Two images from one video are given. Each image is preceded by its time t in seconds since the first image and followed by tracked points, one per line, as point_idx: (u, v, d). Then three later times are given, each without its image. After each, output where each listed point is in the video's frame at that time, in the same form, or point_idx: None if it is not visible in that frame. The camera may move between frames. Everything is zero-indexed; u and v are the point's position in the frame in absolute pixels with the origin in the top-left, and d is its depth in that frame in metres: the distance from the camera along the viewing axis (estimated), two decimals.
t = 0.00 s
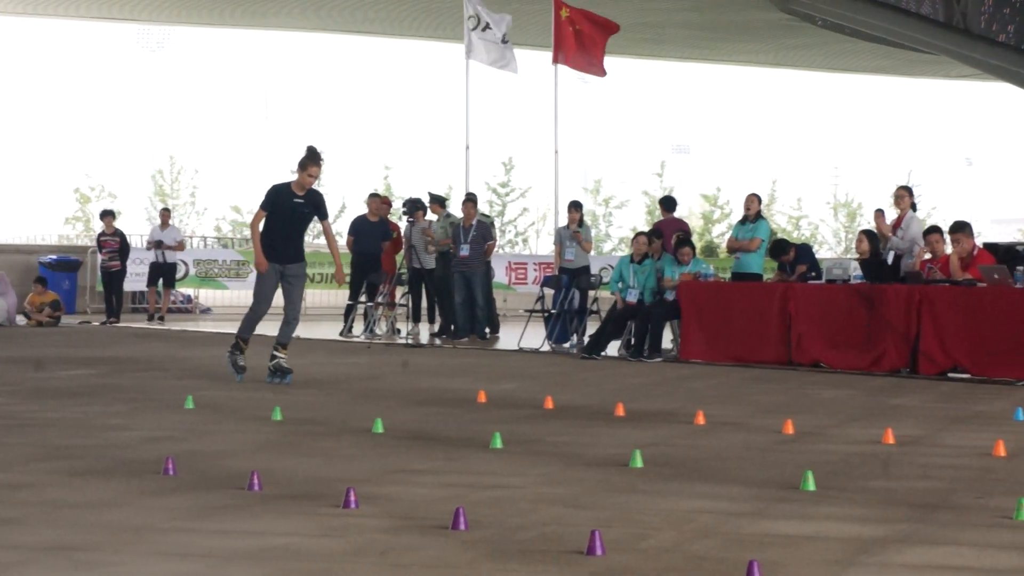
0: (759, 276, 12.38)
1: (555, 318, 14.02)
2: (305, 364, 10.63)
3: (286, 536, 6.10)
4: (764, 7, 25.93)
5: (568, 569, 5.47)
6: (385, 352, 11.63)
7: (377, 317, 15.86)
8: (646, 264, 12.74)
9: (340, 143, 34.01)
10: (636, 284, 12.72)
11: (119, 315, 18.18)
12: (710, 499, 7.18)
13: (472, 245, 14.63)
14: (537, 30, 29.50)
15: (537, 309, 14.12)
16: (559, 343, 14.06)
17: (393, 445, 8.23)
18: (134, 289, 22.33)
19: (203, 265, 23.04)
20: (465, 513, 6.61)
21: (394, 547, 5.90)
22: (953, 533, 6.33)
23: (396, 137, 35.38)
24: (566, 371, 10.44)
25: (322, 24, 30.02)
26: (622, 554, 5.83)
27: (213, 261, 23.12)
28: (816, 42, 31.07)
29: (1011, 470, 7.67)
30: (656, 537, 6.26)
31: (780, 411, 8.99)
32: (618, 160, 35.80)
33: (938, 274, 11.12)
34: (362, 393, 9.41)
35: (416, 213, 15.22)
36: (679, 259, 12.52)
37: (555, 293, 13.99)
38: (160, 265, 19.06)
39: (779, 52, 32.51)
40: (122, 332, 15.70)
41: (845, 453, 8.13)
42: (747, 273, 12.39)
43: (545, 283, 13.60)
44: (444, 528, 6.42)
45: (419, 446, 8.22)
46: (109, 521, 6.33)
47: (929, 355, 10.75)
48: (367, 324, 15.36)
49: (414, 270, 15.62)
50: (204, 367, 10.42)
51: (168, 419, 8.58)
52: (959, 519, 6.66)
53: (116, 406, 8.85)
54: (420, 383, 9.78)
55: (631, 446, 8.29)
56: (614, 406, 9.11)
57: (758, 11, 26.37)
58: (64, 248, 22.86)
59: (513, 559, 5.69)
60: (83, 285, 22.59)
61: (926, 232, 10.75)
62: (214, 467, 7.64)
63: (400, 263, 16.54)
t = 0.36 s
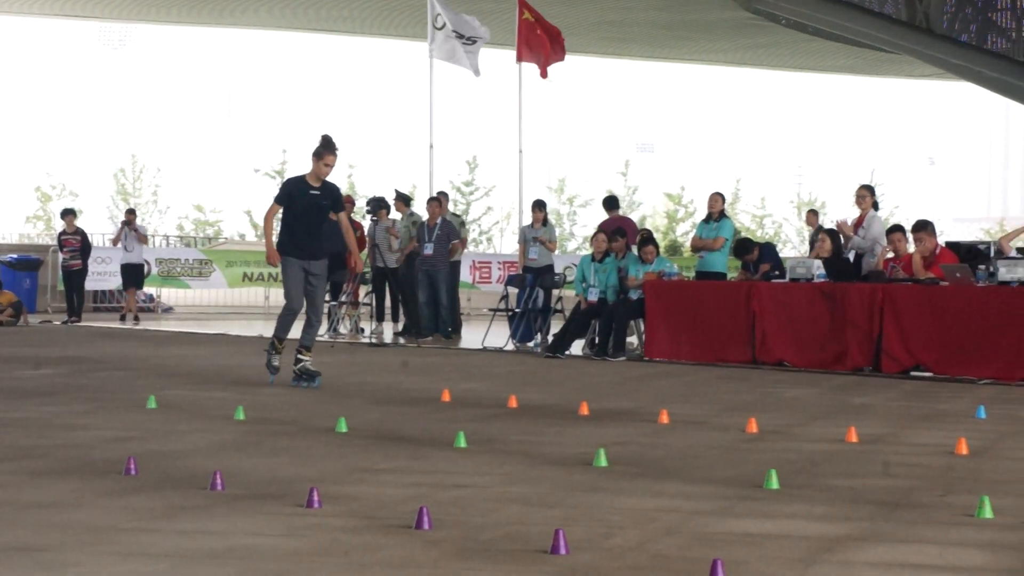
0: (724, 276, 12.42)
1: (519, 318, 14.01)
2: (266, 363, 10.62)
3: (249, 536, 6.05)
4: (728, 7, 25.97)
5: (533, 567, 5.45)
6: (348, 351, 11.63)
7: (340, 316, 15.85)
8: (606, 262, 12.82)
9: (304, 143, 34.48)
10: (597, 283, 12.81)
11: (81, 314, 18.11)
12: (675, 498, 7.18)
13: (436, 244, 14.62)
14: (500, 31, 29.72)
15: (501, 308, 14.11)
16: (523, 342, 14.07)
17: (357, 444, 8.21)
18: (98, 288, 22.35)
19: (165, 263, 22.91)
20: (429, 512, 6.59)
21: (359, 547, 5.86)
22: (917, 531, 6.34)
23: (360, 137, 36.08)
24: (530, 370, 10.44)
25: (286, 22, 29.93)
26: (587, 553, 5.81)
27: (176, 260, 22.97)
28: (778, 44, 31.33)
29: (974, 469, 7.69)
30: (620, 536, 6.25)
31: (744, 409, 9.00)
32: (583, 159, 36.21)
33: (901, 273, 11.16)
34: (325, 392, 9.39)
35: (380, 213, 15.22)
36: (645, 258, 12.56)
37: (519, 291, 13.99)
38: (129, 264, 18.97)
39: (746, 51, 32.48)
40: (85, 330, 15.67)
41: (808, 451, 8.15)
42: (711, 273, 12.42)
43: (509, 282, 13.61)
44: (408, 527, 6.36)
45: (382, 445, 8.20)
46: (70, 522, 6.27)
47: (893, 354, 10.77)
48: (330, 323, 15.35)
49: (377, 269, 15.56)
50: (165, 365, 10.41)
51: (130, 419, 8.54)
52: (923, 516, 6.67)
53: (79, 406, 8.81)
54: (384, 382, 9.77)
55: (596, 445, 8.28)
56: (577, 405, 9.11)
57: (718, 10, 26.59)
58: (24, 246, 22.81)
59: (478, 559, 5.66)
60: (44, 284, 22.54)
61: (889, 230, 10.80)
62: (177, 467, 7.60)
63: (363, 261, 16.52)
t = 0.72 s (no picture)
0: (656, 273, 12.57)
1: (452, 316, 13.96)
2: (197, 363, 10.60)
3: (181, 537, 5.81)
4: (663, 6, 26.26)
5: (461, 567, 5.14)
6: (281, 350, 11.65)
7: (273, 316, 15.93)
8: (540, 260, 12.75)
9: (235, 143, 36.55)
10: (530, 281, 12.72)
11: (10, 314, 18.05)
12: (607, 497, 7.03)
13: (370, 242, 14.72)
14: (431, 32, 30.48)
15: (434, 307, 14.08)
16: (456, 341, 14.01)
17: (289, 443, 8.16)
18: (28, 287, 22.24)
19: (96, 262, 22.76)
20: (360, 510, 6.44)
21: (292, 546, 5.61)
22: (852, 527, 6.12)
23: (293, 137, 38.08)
24: (462, 369, 10.46)
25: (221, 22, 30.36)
26: (519, 549, 5.64)
27: (106, 259, 22.82)
28: (705, 46, 32.23)
29: (904, 464, 7.69)
30: (553, 534, 6.02)
31: (678, 407, 9.03)
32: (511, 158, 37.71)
33: (833, 270, 11.23)
34: (256, 391, 9.36)
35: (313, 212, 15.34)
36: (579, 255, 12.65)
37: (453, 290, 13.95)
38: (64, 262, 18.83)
39: (686, 50, 32.88)
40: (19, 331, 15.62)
41: (741, 448, 8.16)
42: (644, 269, 12.57)
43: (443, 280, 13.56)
44: (340, 525, 6.17)
45: (314, 445, 8.14)
46: None
47: (824, 350, 10.87)
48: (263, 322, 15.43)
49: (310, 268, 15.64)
50: (94, 365, 10.38)
51: (60, 420, 8.46)
52: (857, 515, 6.43)
53: (8, 407, 8.71)
54: (316, 382, 9.76)
55: (528, 443, 8.26)
56: (511, 403, 9.11)
57: (652, 11, 27.01)
58: None
59: (409, 555, 5.50)
60: None
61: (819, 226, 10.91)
62: (107, 467, 7.50)
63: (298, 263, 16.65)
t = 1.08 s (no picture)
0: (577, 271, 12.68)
1: (374, 313, 14.15)
2: (115, 360, 10.55)
3: (91, 536, 5.43)
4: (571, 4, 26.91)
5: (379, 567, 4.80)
6: (202, 347, 11.65)
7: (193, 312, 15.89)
8: (460, 258, 12.75)
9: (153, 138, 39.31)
10: (451, 279, 12.70)
11: None
12: (524, 492, 6.95)
13: (291, 239, 14.39)
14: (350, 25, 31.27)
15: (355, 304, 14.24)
16: (377, 338, 14.20)
17: (207, 440, 8.07)
18: None
19: (12, 257, 22.52)
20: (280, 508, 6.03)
21: (207, 546, 5.21)
22: (775, 527, 5.79)
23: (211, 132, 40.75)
24: (384, 366, 10.48)
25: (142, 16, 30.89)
26: (442, 550, 5.20)
27: (22, 255, 22.58)
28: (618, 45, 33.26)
29: (821, 461, 7.71)
30: (475, 532, 5.67)
31: (598, 404, 9.08)
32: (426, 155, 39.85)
33: (751, 269, 11.39)
34: (176, 389, 9.32)
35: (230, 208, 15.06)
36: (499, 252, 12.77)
37: (373, 287, 14.02)
38: None
39: (604, 47, 33.49)
40: None
41: (662, 446, 8.15)
42: (565, 267, 12.66)
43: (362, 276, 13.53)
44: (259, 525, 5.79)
45: (233, 442, 8.03)
46: None
47: (742, 349, 11.00)
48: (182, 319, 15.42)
49: (229, 264, 15.49)
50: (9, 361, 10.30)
51: None
52: (774, 510, 6.34)
53: None
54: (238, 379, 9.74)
55: (449, 441, 8.18)
56: (431, 402, 9.11)
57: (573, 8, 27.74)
58: None
59: (327, 556, 5.06)
60: None
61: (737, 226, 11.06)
62: (19, 464, 7.33)
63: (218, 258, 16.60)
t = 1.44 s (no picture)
0: (511, 274, 13.06)
1: (313, 316, 14.40)
2: (57, 360, 10.79)
3: (36, 532, 5.48)
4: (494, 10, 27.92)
5: (313, 560, 4.83)
6: (144, 348, 11.90)
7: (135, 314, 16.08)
8: (396, 262, 13.18)
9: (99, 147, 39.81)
10: (388, 283, 13.14)
11: None
12: (455, 489, 7.14)
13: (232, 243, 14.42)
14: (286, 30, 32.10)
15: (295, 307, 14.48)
16: (316, 339, 14.48)
17: (149, 439, 8.29)
18: None
19: None
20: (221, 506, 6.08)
21: (151, 539, 5.26)
22: (697, 519, 5.85)
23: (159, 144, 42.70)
24: (322, 367, 10.77)
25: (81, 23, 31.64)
26: (379, 544, 5.20)
27: None
28: (545, 51, 34.35)
29: (746, 459, 7.93)
30: (407, 525, 5.73)
31: (531, 404, 9.37)
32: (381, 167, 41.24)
33: (678, 274, 11.79)
34: (118, 390, 9.54)
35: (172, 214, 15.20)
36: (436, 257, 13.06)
37: (312, 290, 14.34)
38: None
39: (532, 53, 34.62)
40: None
41: (591, 444, 8.43)
42: (498, 271, 13.03)
43: (301, 281, 13.97)
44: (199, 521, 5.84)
45: (173, 441, 8.25)
46: None
47: (669, 349, 11.38)
48: (124, 321, 15.62)
49: (172, 268, 15.69)
50: None
51: None
52: (701, 503, 6.38)
53: None
54: (179, 380, 9.99)
55: (384, 440, 8.42)
56: (368, 401, 9.38)
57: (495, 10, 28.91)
58: None
59: (264, 548, 5.10)
60: None
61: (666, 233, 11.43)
62: None
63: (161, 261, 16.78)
